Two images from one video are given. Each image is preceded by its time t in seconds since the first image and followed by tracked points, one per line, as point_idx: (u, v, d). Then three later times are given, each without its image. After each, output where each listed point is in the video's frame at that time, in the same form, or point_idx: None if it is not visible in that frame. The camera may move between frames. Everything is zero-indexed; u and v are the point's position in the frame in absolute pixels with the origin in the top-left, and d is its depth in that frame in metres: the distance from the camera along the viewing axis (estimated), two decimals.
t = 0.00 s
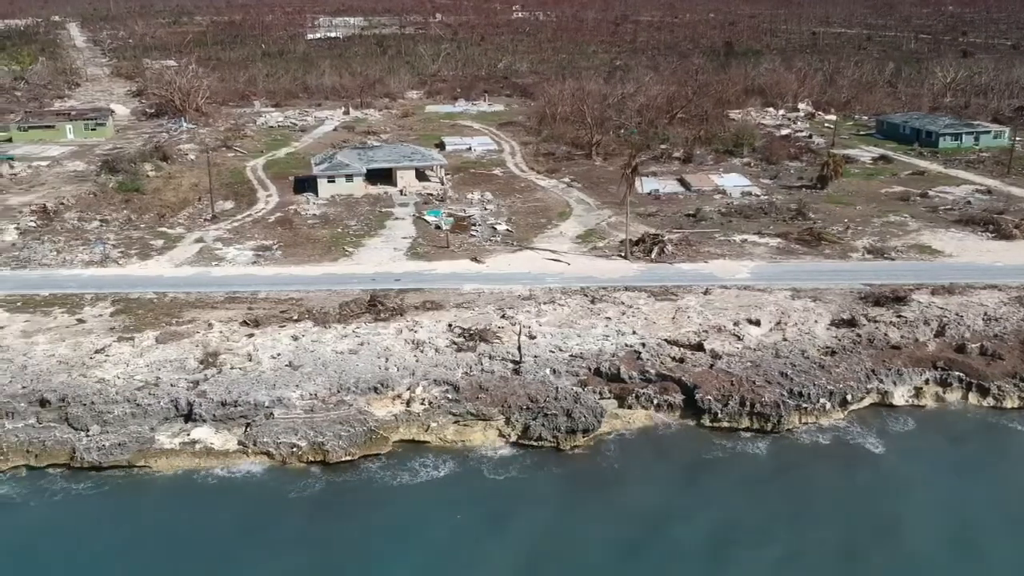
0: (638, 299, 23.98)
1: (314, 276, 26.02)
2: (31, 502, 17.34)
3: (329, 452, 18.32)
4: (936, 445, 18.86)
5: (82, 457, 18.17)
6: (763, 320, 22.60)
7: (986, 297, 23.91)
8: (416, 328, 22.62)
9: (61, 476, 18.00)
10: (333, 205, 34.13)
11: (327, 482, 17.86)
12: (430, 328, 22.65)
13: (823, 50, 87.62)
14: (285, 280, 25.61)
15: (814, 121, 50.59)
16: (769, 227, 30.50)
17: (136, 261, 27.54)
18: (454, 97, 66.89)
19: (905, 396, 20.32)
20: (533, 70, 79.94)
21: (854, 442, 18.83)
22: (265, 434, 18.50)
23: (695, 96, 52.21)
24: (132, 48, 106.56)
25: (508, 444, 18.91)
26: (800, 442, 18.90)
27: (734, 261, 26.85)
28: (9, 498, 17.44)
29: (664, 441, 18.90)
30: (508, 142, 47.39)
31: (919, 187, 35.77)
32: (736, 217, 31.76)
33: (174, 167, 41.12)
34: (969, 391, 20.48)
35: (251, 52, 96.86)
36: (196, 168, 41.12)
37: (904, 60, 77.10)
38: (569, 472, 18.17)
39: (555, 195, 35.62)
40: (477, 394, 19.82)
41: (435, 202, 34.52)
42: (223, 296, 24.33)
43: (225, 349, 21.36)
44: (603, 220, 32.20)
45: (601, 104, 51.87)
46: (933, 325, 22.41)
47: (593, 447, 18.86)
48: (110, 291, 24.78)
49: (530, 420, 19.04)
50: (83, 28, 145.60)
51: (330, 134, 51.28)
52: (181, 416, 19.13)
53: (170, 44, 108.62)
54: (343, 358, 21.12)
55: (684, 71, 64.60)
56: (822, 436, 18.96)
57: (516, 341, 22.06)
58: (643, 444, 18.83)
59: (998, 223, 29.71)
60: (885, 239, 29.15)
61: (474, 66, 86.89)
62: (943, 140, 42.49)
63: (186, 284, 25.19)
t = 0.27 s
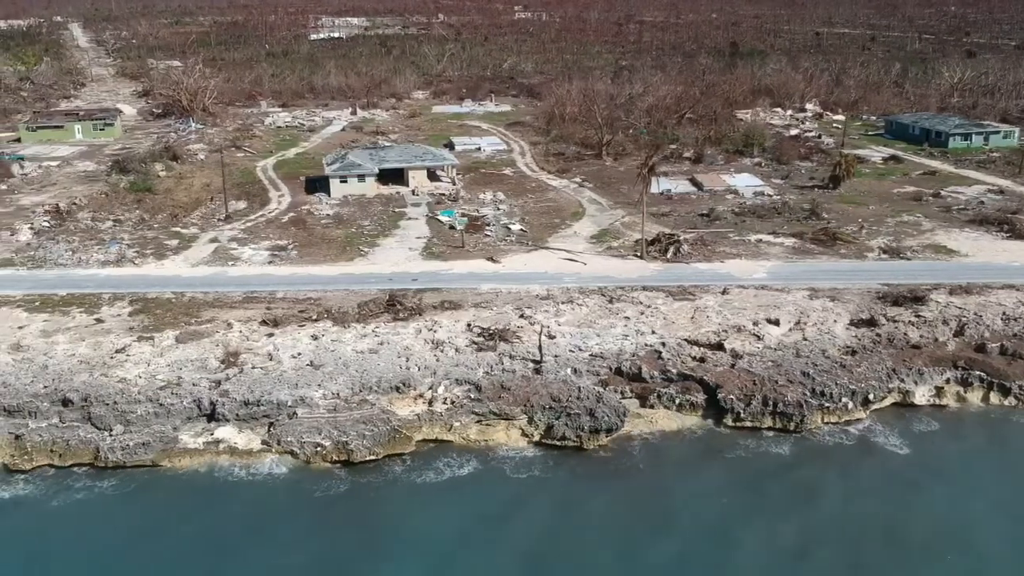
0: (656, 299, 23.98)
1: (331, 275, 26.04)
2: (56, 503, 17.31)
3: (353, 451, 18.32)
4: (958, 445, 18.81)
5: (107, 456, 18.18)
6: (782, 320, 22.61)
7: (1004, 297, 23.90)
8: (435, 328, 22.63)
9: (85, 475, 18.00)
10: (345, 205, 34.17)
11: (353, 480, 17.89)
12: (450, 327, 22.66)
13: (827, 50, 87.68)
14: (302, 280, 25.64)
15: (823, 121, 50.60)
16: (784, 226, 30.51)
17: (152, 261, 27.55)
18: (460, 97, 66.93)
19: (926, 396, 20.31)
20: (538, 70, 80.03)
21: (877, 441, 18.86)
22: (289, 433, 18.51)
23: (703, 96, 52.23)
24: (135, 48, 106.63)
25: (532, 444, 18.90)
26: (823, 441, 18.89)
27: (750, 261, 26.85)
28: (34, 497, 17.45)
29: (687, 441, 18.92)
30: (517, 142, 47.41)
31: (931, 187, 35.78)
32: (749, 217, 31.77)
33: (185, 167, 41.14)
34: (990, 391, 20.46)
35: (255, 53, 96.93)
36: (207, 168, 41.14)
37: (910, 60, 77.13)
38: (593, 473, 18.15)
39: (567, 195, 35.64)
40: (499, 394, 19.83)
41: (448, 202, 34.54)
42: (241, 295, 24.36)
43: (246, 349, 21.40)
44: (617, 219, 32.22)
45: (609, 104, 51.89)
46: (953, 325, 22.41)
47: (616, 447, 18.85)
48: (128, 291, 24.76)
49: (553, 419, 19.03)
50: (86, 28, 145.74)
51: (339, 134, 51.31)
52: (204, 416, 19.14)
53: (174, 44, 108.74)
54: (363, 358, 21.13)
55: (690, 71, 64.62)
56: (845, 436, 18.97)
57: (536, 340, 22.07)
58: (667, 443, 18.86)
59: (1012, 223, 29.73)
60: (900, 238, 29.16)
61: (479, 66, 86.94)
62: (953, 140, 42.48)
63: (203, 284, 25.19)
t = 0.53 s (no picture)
0: (675, 298, 23.98)
1: (348, 275, 26.06)
2: (82, 502, 17.32)
3: (378, 450, 18.34)
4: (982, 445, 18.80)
5: (131, 455, 18.19)
6: (802, 319, 22.63)
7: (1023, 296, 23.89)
8: (455, 327, 22.63)
9: (110, 474, 18.02)
10: (359, 205, 34.18)
11: (378, 478, 17.94)
12: (469, 326, 22.67)
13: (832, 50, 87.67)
14: (320, 279, 25.66)
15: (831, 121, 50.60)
16: (798, 226, 30.52)
17: (168, 260, 27.54)
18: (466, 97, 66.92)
19: (948, 395, 20.31)
20: (543, 70, 80.02)
21: (902, 441, 18.87)
22: (313, 432, 18.53)
23: (712, 96, 52.21)
24: (139, 48, 106.59)
25: (556, 443, 18.90)
26: (847, 441, 18.90)
27: (766, 260, 26.86)
28: (60, 496, 17.47)
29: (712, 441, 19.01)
30: (526, 142, 47.42)
31: (944, 187, 35.77)
32: (763, 217, 31.78)
33: (196, 167, 41.13)
34: (1012, 390, 20.45)
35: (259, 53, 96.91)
36: (217, 168, 41.13)
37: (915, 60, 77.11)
38: (617, 472, 18.17)
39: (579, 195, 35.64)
40: (522, 393, 19.82)
41: (461, 202, 34.56)
42: (259, 294, 24.39)
43: (267, 349, 21.43)
44: (631, 219, 32.22)
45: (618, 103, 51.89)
46: (972, 324, 22.41)
47: (640, 446, 18.85)
48: (145, 291, 24.75)
49: (577, 418, 19.02)
50: (89, 28, 145.72)
51: (347, 134, 51.30)
52: (227, 415, 19.14)
53: (178, 44, 108.71)
54: (385, 358, 21.14)
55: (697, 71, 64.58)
56: (869, 435, 18.97)
57: (557, 339, 22.07)
58: (691, 443, 18.92)
59: None
60: (915, 238, 29.15)
61: (484, 66, 86.93)
62: (963, 140, 42.47)
63: (221, 283, 25.20)
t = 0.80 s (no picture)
0: (694, 298, 23.98)
1: (365, 274, 26.07)
2: (107, 502, 17.35)
3: (402, 450, 18.36)
4: (1006, 445, 18.74)
5: (156, 454, 18.20)
6: (821, 319, 22.66)
7: None
8: (475, 326, 22.64)
9: (136, 473, 18.02)
10: (371, 205, 34.18)
11: (404, 478, 17.99)
12: (489, 326, 22.68)
13: (836, 50, 87.70)
14: (337, 278, 25.68)
15: (840, 121, 50.60)
16: (813, 226, 30.53)
17: (184, 260, 27.54)
18: (472, 97, 66.92)
19: (969, 394, 20.30)
20: (548, 70, 80.06)
21: (927, 442, 18.86)
22: (338, 431, 18.52)
23: (720, 96, 52.20)
24: (143, 49, 106.55)
25: (579, 442, 18.90)
26: (870, 441, 18.90)
27: (783, 260, 26.85)
28: (86, 495, 17.51)
29: (737, 440, 19.04)
30: (535, 142, 47.43)
31: (956, 187, 35.77)
32: (777, 216, 31.80)
33: (207, 167, 41.10)
34: None
35: (263, 53, 96.91)
36: (228, 168, 41.13)
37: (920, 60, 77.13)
38: (642, 471, 18.18)
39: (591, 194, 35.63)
40: (544, 392, 19.81)
41: (474, 202, 34.57)
42: (278, 293, 24.43)
43: (287, 348, 21.46)
44: (645, 218, 32.21)
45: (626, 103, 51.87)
46: (992, 323, 22.40)
47: (664, 445, 18.85)
48: (163, 290, 24.73)
49: (600, 417, 19.01)
50: (92, 29, 145.80)
51: (356, 134, 51.30)
52: (250, 414, 19.15)
53: (182, 44, 108.68)
54: (405, 357, 21.15)
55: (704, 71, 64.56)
56: (892, 435, 18.98)
57: (577, 338, 22.08)
58: (717, 443, 18.95)
59: None
60: (930, 238, 29.13)
61: (489, 66, 86.93)
62: (974, 140, 42.45)
63: (239, 283, 25.21)
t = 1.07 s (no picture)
0: (712, 298, 23.99)
1: (382, 274, 26.10)
2: (132, 502, 17.32)
3: (427, 449, 18.36)
4: None
5: (180, 454, 18.17)
6: (841, 319, 22.66)
7: None
8: (494, 326, 22.65)
9: (160, 473, 18.01)
10: (384, 205, 34.19)
11: (428, 477, 17.95)
12: (509, 325, 22.68)
13: (840, 50, 87.78)
14: (355, 278, 25.70)
15: (849, 121, 50.60)
16: (827, 226, 30.54)
17: (200, 259, 27.55)
18: (479, 97, 66.95)
19: (991, 394, 20.29)
20: (554, 71, 80.12)
21: (951, 442, 18.84)
22: (362, 431, 18.51)
23: (728, 96, 52.21)
24: (146, 49, 106.54)
25: (603, 442, 18.87)
26: (894, 440, 18.90)
27: (800, 260, 26.85)
28: (111, 495, 17.48)
29: (762, 439, 18.97)
30: (545, 142, 47.45)
31: (968, 187, 35.77)
32: (791, 216, 31.79)
33: (218, 167, 41.11)
34: None
35: (268, 53, 96.93)
36: (239, 168, 41.14)
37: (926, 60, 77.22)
38: (667, 470, 18.16)
39: (604, 194, 35.62)
40: (567, 391, 19.82)
41: (486, 202, 34.57)
42: (296, 293, 24.44)
43: (308, 348, 21.48)
44: (658, 218, 32.22)
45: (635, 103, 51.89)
46: (1012, 323, 22.39)
47: (688, 445, 18.84)
48: (181, 290, 24.72)
49: (624, 417, 19.01)
50: (94, 29, 145.84)
51: (364, 134, 51.32)
52: (273, 414, 19.17)
53: (186, 44, 108.68)
54: (427, 357, 21.16)
55: (711, 71, 64.58)
56: (915, 435, 18.99)
57: (597, 338, 22.08)
58: (742, 442, 18.88)
59: None
60: (945, 238, 29.14)
61: (494, 66, 86.98)
62: (984, 140, 42.46)
63: (257, 283, 25.24)
